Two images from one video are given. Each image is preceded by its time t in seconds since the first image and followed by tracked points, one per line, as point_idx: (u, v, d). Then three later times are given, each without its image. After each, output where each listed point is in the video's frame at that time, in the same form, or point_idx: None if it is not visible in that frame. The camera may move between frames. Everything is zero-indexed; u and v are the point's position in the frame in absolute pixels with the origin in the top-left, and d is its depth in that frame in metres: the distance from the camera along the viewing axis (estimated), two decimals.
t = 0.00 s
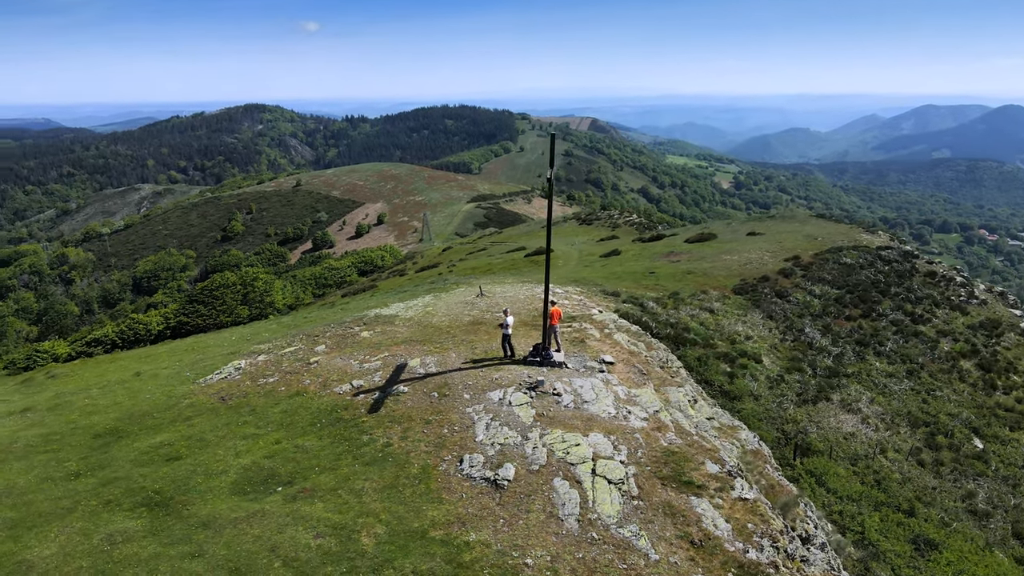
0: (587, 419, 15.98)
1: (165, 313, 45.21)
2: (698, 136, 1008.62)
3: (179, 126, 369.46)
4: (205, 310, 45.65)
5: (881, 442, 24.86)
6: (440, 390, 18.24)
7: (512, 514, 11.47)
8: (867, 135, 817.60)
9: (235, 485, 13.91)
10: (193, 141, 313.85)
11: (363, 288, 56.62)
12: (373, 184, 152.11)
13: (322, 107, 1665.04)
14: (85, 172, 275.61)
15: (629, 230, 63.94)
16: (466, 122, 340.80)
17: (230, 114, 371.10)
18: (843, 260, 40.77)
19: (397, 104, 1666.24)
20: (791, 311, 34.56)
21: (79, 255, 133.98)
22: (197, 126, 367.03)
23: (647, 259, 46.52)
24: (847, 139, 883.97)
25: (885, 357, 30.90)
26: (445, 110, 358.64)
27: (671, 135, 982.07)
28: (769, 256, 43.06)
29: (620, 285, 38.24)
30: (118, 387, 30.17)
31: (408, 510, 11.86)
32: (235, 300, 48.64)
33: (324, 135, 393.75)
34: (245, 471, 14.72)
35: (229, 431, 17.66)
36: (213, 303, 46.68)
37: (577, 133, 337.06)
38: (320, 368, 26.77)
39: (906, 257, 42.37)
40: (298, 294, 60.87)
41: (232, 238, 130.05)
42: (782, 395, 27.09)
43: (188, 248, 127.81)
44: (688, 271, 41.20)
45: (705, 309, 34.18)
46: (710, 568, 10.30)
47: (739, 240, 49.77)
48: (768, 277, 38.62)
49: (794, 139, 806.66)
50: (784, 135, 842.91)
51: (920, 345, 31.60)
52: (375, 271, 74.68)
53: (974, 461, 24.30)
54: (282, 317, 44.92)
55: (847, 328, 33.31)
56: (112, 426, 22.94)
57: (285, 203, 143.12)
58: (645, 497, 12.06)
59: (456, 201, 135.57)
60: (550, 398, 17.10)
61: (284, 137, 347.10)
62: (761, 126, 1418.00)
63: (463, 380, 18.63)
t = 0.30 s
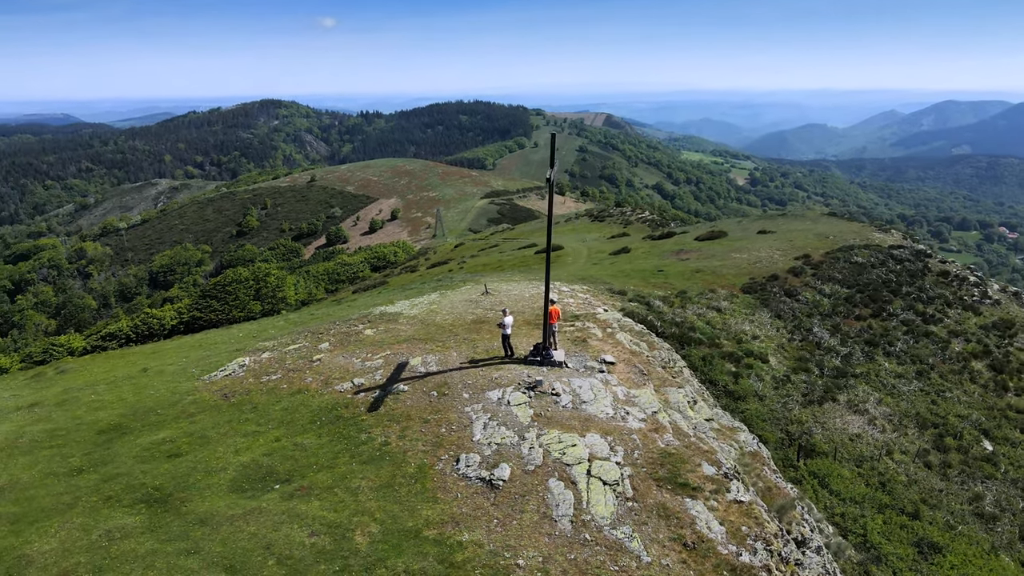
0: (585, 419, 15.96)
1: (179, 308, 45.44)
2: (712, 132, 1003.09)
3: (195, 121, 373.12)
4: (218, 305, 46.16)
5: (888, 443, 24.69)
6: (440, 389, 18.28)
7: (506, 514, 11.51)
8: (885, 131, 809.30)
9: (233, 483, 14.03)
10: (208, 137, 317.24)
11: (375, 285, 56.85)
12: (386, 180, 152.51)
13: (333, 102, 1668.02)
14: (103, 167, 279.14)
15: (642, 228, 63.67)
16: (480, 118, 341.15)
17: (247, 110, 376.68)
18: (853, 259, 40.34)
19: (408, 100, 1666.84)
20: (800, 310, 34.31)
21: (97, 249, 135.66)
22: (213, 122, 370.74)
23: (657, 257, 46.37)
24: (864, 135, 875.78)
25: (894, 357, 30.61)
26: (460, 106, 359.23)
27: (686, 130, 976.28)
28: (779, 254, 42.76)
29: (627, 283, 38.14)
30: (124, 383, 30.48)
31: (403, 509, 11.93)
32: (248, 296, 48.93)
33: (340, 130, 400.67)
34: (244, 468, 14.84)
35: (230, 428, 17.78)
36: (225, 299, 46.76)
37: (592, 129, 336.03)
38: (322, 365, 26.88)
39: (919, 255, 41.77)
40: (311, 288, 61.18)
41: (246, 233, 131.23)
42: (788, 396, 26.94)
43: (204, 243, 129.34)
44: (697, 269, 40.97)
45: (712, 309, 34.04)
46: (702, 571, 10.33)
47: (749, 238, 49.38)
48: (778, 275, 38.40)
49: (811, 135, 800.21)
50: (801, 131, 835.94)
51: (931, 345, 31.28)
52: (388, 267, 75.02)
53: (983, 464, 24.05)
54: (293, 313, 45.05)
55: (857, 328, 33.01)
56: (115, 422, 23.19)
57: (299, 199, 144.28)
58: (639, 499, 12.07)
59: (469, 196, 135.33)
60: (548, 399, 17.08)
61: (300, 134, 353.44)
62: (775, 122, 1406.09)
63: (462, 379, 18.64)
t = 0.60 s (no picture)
0: (582, 419, 15.92)
1: (193, 304, 46.41)
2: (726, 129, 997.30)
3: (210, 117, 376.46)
4: (231, 301, 46.71)
5: (894, 445, 24.50)
6: (440, 388, 18.31)
7: (500, 514, 11.54)
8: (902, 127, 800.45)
9: (232, 479, 14.16)
10: (225, 132, 320.16)
11: (386, 281, 57.12)
12: (401, 176, 153.10)
13: (345, 97, 1660.16)
14: (121, 162, 282.60)
15: (655, 225, 63.45)
16: (495, 114, 341.83)
17: (264, 107, 382.18)
18: (864, 259, 39.97)
19: (419, 95, 1663.93)
20: (809, 310, 34.08)
21: (115, 244, 137.33)
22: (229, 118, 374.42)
23: (667, 255, 46.18)
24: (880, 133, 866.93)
25: (904, 358, 30.31)
26: (475, 102, 360.13)
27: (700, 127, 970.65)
28: (790, 254, 42.46)
29: (635, 282, 38.02)
30: (131, 379, 30.84)
31: (398, 507, 11.99)
32: (260, 292, 49.41)
33: (356, 127, 406.87)
34: (243, 465, 14.99)
35: (231, 426, 17.93)
36: (238, 294, 47.85)
37: (607, 125, 335.25)
38: (324, 363, 27.02)
39: (932, 255, 41.25)
40: (323, 285, 61.76)
41: (262, 228, 132.69)
42: (793, 396, 26.81)
43: (219, 239, 130.93)
44: (706, 268, 40.76)
45: (719, 308, 33.90)
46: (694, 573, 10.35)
47: (760, 236, 49.02)
48: (788, 274, 38.17)
49: (827, 132, 793.42)
50: (818, 128, 827.81)
51: (942, 346, 30.94)
52: (401, 263, 75.33)
53: (993, 467, 23.76)
54: (305, 309, 45.43)
55: (866, 328, 32.73)
56: (120, 418, 23.48)
57: (314, 195, 145.57)
58: (634, 500, 12.06)
59: (483, 192, 135.26)
60: (547, 398, 17.07)
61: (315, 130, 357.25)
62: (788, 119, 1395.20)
63: (463, 378, 18.68)
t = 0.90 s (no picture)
0: (580, 420, 15.84)
1: (206, 300, 47.03)
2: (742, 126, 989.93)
3: (228, 114, 380.84)
4: (244, 297, 47.23)
5: (901, 448, 24.31)
6: (440, 387, 18.32)
7: (494, 514, 11.60)
8: (921, 125, 791.11)
9: (231, 477, 14.28)
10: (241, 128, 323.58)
11: (397, 278, 57.37)
12: (415, 173, 153.61)
13: (357, 94, 1664.99)
14: (139, 158, 286.76)
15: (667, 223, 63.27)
16: (511, 111, 341.72)
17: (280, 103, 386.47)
18: (876, 258, 39.56)
19: (431, 91, 1664.70)
20: (818, 310, 33.82)
21: (132, 240, 139.24)
22: (246, 115, 378.13)
23: (676, 254, 46.02)
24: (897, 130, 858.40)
25: (914, 359, 30.02)
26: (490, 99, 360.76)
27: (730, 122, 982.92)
28: (800, 253, 42.16)
29: (643, 281, 37.92)
30: (139, 375, 31.22)
31: (393, 507, 12.07)
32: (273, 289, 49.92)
33: (371, 123, 409.38)
34: (243, 462, 15.12)
35: (232, 423, 18.06)
36: (251, 290, 48.52)
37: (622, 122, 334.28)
38: (327, 361, 27.18)
39: (945, 255, 40.72)
40: (335, 281, 62.33)
41: (277, 224, 134.10)
42: (799, 397, 26.65)
43: (235, 234, 132.42)
44: (716, 267, 40.57)
45: (726, 308, 33.75)
46: None
47: (771, 235, 48.63)
48: (798, 274, 37.93)
49: (845, 129, 785.19)
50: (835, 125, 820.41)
51: (954, 347, 30.59)
52: (414, 260, 75.70)
53: (1002, 471, 23.52)
54: (317, 305, 45.81)
55: (876, 329, 32.45)
56: (124, 415, 23.77)
57: (328, 191, 146.76)
58: (629, 502, 12.06)
59: (497, 189, 135.22)
60: (545, 399, 17.02)
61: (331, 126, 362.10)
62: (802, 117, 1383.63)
63: (463, 377, 18.69)
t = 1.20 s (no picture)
0: (578, 421, 15.77)
1: (219, 296, 47.67)
2: (757, 123, 981.81)
3: (246, 110, 384.15)
4: (256, 294, 47.69)
5: (908, 450, 24.10)
6: (440, 386, 18.32)
7: (489, 514, 11.64)
8: (939, 122, 781.20)
9: (231, 474, 14.40)
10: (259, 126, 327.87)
11: (408, 275, 57.57)
12: (429, 169, 153.82)
13: (368, 91, 1668.34)
14: (157, 155, 290.83)
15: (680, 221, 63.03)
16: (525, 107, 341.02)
17: (295, 100, 391.17)
18: (888, 258, 39.16)
19: (441, 88, 1665.45)
20: (828, 310, 33.56)
21: (149, 235, 140.93)
22: (261, 111, 381.60)
23: (686, 252, 45.82)
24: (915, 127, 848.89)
25: (924, 360, 29.71)
26: (504, 95, 360.72)
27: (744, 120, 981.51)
28: (811, 252, 41.86)
29: (650, 280, 37.81)
30: (145, 371, 31.55)
31: (388, 506, 12.13)
32: (285, 286, 50.39)
33: (386, 120, 411.03)
34: (242, 460, 15.23)
35: (234, 420, 18.18)
36: (264, 287, 48.93)
37: (637, 119, 332.86)
38: (330, 359, 27.30)
39: (959, 255, 40.22)
40: (348, 277, 62.78)
41: (292, 220, 135.11)
42: (804, 398, 26.48)
43: (251, 230, 133.55)
44: (725, 267, 40.37)
45: (734, 308, 33.59)
46: None
47: (782, 234, 48.24)
48: (808, 273, 37.69)
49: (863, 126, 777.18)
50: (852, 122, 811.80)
51: (965, 349, 30.22)
52: (426, 256, 75.97)
53: (1012, 475, 23.22)
54: (328, 302, 46.10)
55: (886, 329, 32.13)
56: (128, 411, 24.01)
57: (343, 187, 147.64)
58: (623, 503, 12.06)
59: (510, 186, 135.00)
60: (544, 398, 16.96)
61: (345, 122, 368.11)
62: (817, 114, 1376.21)
63: (463, 376, 18.71)
